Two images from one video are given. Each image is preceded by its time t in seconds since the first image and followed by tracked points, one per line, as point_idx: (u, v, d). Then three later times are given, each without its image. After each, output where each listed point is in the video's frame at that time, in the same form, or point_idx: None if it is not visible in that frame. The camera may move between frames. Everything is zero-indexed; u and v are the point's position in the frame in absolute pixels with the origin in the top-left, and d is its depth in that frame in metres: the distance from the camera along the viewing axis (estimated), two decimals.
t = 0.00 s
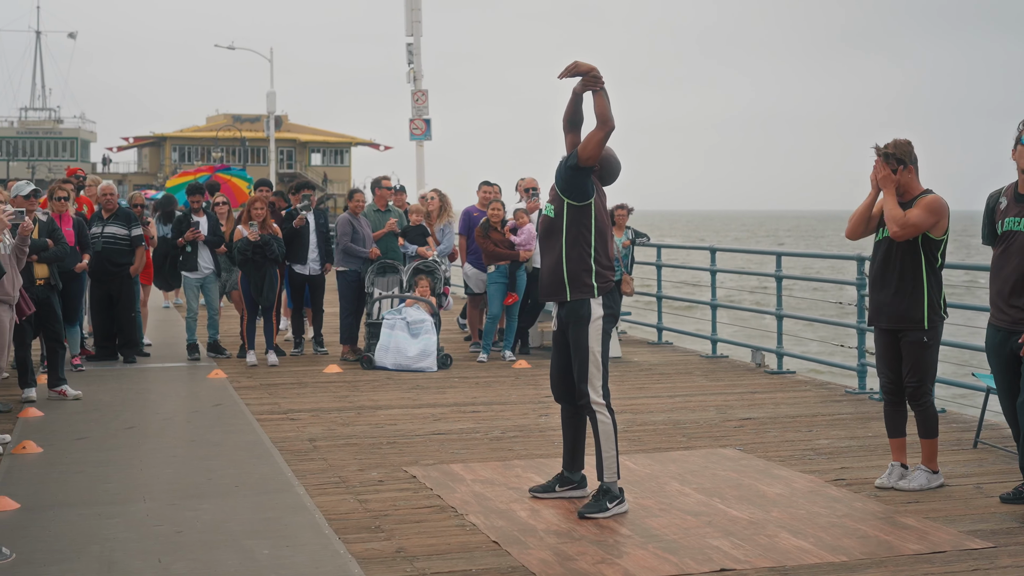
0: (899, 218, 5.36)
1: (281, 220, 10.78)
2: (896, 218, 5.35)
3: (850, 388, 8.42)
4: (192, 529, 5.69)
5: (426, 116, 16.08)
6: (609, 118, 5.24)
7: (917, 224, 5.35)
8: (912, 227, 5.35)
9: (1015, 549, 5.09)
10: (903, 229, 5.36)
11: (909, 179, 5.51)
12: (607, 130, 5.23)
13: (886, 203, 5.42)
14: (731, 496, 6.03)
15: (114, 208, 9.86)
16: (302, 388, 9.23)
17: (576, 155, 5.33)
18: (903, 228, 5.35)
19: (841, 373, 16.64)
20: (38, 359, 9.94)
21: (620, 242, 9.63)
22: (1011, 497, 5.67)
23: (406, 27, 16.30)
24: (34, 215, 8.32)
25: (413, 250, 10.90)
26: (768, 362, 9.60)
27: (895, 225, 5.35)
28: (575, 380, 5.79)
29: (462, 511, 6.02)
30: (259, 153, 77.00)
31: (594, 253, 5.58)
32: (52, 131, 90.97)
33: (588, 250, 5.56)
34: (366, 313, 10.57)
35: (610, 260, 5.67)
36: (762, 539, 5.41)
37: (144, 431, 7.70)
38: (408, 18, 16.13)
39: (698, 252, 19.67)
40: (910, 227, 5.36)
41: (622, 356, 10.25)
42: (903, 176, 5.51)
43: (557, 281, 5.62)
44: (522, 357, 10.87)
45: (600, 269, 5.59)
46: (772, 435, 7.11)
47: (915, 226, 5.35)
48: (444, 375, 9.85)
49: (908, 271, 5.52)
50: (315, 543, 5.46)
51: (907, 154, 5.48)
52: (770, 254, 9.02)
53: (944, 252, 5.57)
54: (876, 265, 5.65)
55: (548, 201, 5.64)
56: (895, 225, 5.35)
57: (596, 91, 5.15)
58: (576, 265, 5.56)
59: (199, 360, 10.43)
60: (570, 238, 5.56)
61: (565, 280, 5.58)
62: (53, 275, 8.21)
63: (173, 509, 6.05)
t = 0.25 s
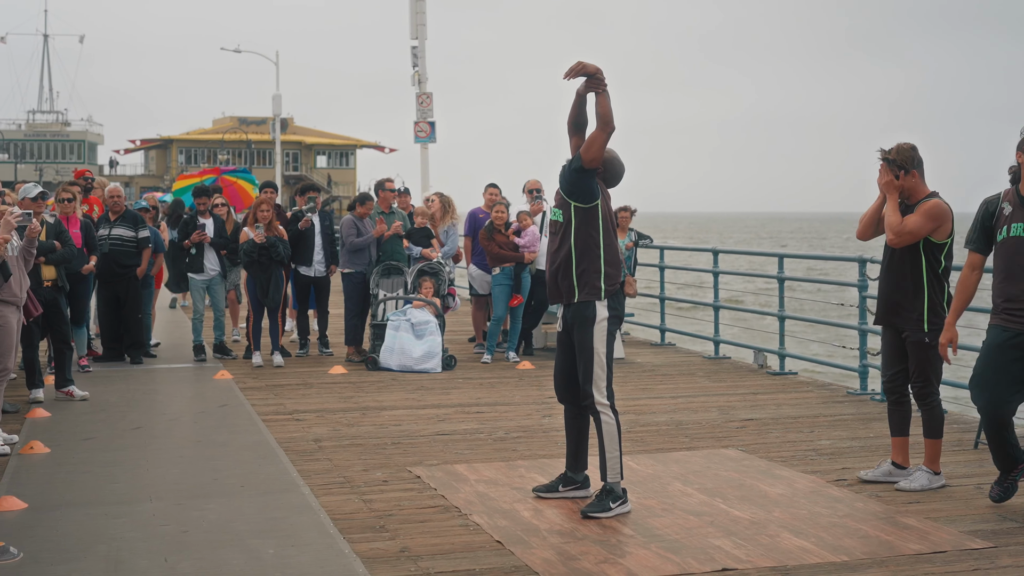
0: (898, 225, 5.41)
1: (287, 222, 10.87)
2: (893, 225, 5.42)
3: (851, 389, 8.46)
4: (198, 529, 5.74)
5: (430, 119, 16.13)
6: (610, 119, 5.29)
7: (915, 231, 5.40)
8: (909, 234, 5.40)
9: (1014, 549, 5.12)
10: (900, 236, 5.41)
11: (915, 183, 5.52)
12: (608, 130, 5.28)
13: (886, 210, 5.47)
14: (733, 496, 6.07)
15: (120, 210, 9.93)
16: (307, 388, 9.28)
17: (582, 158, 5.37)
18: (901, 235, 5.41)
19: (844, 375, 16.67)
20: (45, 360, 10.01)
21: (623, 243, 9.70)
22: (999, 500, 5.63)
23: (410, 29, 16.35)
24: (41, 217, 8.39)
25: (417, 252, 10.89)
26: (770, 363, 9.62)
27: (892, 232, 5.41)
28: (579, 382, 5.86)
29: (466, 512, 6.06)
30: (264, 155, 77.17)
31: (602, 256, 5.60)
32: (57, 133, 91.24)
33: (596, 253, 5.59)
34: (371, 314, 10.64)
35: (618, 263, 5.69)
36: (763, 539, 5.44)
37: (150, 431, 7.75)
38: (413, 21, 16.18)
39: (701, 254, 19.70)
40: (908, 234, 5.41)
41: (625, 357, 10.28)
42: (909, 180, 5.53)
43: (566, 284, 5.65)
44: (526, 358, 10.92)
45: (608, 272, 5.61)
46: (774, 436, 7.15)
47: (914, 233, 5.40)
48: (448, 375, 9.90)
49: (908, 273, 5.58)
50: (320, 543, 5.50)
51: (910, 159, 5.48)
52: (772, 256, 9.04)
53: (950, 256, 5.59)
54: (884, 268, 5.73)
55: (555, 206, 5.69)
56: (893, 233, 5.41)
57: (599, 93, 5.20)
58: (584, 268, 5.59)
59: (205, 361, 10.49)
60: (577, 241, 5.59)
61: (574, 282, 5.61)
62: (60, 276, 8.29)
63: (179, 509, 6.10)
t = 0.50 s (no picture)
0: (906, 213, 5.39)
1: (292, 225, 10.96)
2: (901, 211, 5.38)
3: (851, 389, 8.49)
4: (202, 529, 5.78)
5: (433, 121, 16.18)
6: (606, 118, 5.34)
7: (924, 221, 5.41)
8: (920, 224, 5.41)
9: (1013, 549, 5.15)
10: (908, 223, 5.40)
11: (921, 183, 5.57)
12: (604, 130, 5.33)
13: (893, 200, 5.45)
14: (733, 496, 6.10)
15: (125, 212, 9.99)
16: (310, 390, 9.32)
17: (580, 161, 5.41)
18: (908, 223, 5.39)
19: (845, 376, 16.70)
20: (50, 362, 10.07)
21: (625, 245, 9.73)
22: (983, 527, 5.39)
23: (413, 32, 16.41)
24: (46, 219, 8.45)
25: (420, 253, 11.03)
26: (771, 364, 9.65)
27: (900, 217, 5.38)
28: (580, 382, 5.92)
29: (467, 512, 6.09)
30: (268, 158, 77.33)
31: (604, 258, 5.63)
32: (62, 136, 91.49)
33: (598, 255, 5.62)
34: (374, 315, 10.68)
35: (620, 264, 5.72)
36: (763, 539, 5.47)
37: (154, 432, 7.80)
38: (416, 24, 16.23)
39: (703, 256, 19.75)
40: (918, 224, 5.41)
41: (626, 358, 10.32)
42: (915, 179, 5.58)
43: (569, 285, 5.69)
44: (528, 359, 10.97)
45: (611, 273, 5.63)
46: (774, 436, 7.18)
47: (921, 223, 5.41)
48: (450, 377, 9.94)
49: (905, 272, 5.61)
50: (322, 543, 5.54)
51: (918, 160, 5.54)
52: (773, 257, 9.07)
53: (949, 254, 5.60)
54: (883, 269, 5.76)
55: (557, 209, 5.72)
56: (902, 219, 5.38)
57: (595, 93, 5.23)
58: (587, 270, 5.63)
59: (209, 362, 10.54)
60: (580, 243, 5.62)
61: (579, 282, 5.64)
62: (65, 278, 8.33)
63: (183, 509, 6.14)
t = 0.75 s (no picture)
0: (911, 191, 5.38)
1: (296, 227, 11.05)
2: (906, 182, 5.36)
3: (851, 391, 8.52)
4: (204, 529, 5.83)
5: (435, 125, 16.24)
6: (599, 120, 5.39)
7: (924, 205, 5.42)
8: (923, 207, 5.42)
9: (1010, 550, 5.19)
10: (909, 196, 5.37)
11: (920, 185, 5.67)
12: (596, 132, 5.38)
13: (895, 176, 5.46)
14: (733, 497, 6.14)
15: (129, 215, 10.12)
16: (313, 391, 9.37)
17: (576, 165, 5.47)
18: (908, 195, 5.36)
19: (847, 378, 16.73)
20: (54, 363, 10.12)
21: (625, 247, 9.77)
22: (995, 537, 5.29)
23: (416, 36, 16.46)
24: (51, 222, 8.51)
25: (422, 255, 11.14)
26: (771, 366, 9.69)
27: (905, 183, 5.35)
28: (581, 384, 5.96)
29: (468, 512, 6.13)
30: (272, 160, 77.49)
31: (604, 261, 5.67)
32: (67, 139, 91.74)
33: (598, 258, 5.66)
34: (377, 316, 10.74)
35: (621, 268, 5.76)
36: (762, 540, 5.50)
37: (158, 433, 7.85)
38: (418, 27, 16.29)
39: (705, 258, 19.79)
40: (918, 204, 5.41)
41: (627, 360, 10.36)
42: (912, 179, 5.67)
43: (568, 288, 5.72)
44: (529, 361, 11.02)
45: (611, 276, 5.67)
46: (774, 437, 7.22)
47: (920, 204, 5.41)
48: (452, 378, 9.99)
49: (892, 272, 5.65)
50: (324, 544, 5.58)
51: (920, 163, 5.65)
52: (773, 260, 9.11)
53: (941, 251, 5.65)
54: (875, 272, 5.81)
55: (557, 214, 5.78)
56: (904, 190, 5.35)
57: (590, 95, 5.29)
58: (588, 273, 5.66)
59: (213, 363, 10.59)
60: (580, 247, 5.67)
61: (579, 284, 5.66)
62: (70, 281, 8.34)
63: (186, 510, 6.18)
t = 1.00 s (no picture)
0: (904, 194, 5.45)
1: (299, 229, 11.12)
2: (900, 183, 5.41)
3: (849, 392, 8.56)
4: (206, 529, 5.86)
5: (437, 127, 16.29)
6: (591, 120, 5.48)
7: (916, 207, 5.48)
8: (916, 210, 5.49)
9: (1007, 550, 5.22)
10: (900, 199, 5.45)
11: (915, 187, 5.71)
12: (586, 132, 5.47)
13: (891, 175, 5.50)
14: (731, 497, 6.17)
15: (133, 216, 10.12)
16: (315, 392, 9.41)
17: (570, 166, 5.53)
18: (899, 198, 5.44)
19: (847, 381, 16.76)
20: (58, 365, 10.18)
21: (625, 249, 9.81)
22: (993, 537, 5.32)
23: (418, 39, 16.53)
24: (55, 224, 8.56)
25: (423, 257, 11.13)
26: (770, 367, 9.73)
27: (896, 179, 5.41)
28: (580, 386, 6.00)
29: (469, 512, 6.17)
30: (274, 164, 77.62)
31: (604, 261, 5.71)
32: (70, 143, 91.94)
33: (598, 259, 5.70)
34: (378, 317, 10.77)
35: (620, 268, 5.79)
36: (761, 540, 5.54)
37: (160, 433, 7.90)
38: (420, 30, 16.35)
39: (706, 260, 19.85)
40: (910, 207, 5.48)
41: (627, 361, 10.40)
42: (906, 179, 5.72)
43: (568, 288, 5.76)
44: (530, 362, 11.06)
45: (611, 276, 5.71)
46: (772, 437, 7.25)
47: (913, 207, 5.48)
48: (453, 379, 10.03)
49: (884, 273, 5.69)
50: (326, 543, 5.62)
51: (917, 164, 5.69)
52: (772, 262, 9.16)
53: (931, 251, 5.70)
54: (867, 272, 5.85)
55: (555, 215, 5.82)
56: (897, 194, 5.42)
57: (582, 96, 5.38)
58: (588, 273, 5.70)
59: (216, 364, 10.65)
60: (579, 247, 5.71)
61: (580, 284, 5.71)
62: (74, 281, 8.40)
63: (188, 510, 6.22)
